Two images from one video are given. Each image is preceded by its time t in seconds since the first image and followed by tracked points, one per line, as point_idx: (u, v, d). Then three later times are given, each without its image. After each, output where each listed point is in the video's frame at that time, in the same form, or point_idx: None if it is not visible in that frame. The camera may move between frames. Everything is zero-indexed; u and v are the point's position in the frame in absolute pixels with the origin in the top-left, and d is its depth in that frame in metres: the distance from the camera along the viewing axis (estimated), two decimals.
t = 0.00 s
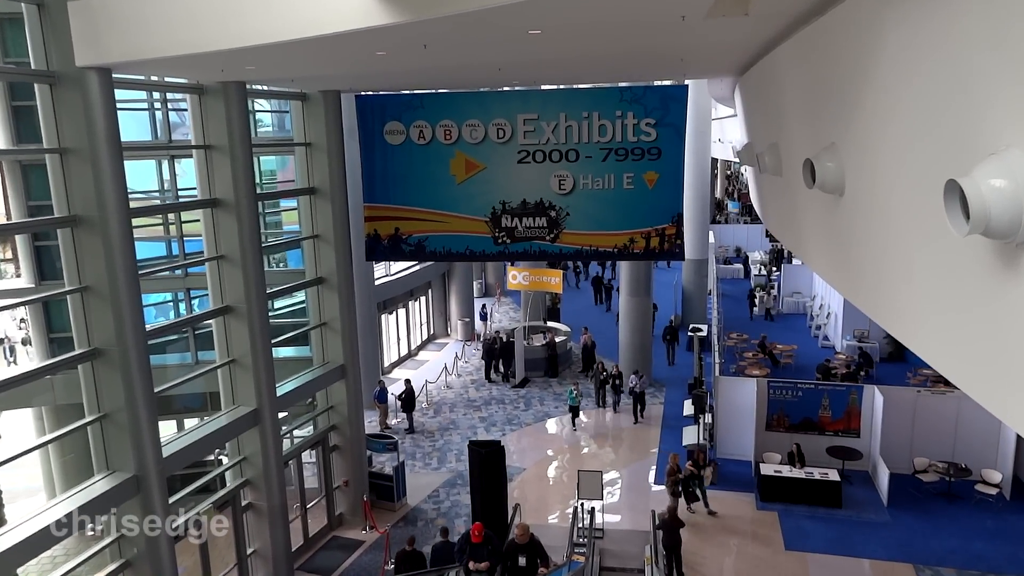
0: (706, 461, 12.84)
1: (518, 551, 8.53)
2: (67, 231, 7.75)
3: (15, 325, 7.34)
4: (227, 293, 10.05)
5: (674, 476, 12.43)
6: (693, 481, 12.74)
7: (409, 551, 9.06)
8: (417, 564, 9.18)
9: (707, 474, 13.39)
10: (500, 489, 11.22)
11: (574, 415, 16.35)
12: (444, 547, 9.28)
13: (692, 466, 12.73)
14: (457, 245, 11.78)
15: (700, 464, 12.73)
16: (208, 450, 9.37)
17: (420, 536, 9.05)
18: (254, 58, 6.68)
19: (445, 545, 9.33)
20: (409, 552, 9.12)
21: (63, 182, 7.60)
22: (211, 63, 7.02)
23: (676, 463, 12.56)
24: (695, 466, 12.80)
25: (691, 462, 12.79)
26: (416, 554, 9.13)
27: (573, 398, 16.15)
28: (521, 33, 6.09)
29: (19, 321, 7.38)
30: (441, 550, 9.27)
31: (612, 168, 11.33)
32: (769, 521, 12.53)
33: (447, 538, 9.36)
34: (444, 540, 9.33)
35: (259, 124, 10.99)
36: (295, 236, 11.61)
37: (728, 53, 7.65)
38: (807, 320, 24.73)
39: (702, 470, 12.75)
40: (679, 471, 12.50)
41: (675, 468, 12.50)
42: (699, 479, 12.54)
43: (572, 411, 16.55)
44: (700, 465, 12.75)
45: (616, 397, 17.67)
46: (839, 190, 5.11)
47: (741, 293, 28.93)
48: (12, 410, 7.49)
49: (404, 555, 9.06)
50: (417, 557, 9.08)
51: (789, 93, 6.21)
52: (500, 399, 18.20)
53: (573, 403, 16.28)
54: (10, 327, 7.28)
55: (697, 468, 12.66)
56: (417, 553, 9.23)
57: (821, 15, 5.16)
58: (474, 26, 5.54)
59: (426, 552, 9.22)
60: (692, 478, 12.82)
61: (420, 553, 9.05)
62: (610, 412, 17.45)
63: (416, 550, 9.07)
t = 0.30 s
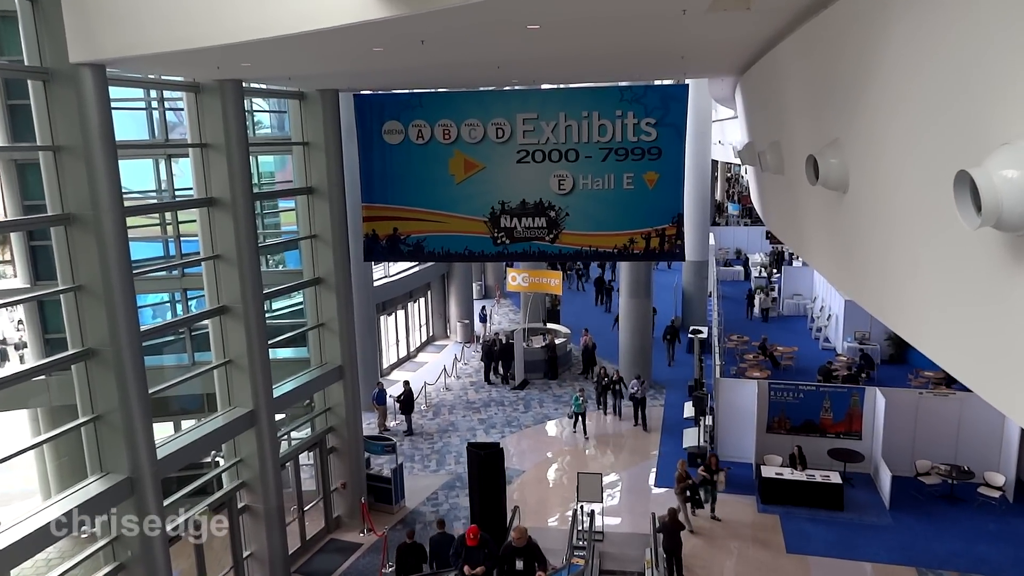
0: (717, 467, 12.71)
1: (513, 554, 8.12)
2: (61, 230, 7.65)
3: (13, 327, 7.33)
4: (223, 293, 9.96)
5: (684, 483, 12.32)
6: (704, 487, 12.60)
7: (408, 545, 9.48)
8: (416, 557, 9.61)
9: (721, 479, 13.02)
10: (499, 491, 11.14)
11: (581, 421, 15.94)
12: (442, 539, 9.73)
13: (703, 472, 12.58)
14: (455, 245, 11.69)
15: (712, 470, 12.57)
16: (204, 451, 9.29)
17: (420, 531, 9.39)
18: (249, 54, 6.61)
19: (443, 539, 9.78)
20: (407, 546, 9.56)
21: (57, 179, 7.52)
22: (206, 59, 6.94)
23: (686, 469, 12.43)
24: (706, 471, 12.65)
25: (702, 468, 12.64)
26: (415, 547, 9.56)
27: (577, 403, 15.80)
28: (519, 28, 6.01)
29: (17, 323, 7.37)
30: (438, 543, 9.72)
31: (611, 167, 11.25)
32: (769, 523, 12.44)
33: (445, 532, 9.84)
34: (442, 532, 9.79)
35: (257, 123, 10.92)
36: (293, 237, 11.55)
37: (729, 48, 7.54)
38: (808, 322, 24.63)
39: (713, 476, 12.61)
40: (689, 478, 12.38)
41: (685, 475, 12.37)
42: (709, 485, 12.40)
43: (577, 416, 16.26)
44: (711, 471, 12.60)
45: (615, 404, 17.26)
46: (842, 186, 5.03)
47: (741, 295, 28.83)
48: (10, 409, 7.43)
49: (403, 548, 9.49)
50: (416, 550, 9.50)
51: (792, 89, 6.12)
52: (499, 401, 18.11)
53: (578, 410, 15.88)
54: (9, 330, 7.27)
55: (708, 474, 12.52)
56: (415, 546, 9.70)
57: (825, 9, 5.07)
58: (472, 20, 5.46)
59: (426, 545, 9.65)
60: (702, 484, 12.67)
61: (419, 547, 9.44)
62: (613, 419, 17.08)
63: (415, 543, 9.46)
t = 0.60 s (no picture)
0: (726, 471, 12.44)
1: (509, 557, 7.95)
2: (52, 227, 7.56)
3: (9, 327, 7.34)
4: (218, 292, 9.87)
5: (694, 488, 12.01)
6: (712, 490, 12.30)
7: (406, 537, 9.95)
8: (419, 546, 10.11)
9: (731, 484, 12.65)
10: (497, 493, 11.04)
11: (584, 427, 15.56)
12: (443, 529, 10.14)
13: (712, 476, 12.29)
14: (453, 245, 11.61)
15: (720, 474, 12.31)
16: (198, 452, 9.19)
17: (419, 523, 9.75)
18: (243, 48, 6.53)
19: (444, 528, 10.17)
20: (406, 538, 10.05)
21: (48, 176, 7.42)
22: (200, 54, 6.87)
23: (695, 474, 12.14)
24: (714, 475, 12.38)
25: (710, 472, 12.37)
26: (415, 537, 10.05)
27: (583, 408, 15.42)
28: (516, 21, 5.93)
29: (12, 322, 7.37)
30: (438, 532, 10.16)
31: (610, 166, 11.17)
32: (769, 525, 12.36)
33: (442, 518, 10.02)
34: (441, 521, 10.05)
35: (253, 123, 10.84)
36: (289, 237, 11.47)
37: (729, 44, 7.46)
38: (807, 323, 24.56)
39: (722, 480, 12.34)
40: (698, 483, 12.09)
41: (693, 480, 12.09)
42: (718, 489, 12.12)
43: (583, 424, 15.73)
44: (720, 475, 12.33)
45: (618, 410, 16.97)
46: (845, 182, 4.94)
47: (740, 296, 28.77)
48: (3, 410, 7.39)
49: (402, 540, 10.00)
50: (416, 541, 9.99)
51: (793, 84, 6.04)
52: (498, 402, 18.00)
53: (584, 415, 15.48)
54: (5, 330, 7.29)
55: (717, 478, 12.25)
56: (415, 535, 10.17)
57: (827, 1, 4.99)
58: (468, 13, 5.38)
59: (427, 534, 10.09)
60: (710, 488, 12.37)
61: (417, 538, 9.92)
62: (612, 424, 16.77)
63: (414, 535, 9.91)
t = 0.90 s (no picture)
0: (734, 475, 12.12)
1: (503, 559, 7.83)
2: (42, 224, 7.46)
3: None
4: (211, 291, 9.76)
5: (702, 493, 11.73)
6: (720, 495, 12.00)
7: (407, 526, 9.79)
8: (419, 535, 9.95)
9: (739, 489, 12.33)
10: (493, 494, 10.94)
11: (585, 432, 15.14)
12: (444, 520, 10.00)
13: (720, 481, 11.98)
14: (449, 243, 11.52)
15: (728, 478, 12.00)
16: (190, 451, 9.09)
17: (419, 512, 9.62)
18: (235, 41, 6.44)
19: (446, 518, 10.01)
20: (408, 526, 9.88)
21: (37, 170, 7.31)
22: (191, 47, 6.78)
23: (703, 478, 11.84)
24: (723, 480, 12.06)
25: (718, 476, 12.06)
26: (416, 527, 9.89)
27: (586, 414, 14.94)
28: (512, 14, 5.85)
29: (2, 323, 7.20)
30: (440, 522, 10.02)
31: (608, 164, 11.09)
32: (767, 525, 12.28)
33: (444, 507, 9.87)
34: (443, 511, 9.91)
35: (248, 121, 10.73)
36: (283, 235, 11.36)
37: (728, 39, 7.38)
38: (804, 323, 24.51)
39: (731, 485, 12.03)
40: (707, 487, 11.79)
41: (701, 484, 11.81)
42: (726, 494, 11.82)
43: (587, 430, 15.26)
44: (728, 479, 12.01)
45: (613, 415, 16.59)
46: (846, 177, 4.85)
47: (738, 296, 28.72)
48: None
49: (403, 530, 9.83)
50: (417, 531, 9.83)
51: (792, 79, 5.98)
52: (494, 402, 17.91)
53: (586, 421, 15.02)
54: None
55: (725, 483, 11.93)
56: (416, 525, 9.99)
57: None
58: (462, 5, 5.30)
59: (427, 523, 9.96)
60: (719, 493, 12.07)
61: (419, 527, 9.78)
62: (609, 428, 16.46)
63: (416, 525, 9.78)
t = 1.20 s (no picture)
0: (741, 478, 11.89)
1: (495, 561, 7.69)
2: (29, 221, 7.36)
3: None
4: (202, 290, 9.66)
5: (710, 494, 11.45)
6: (726, 498, 11.73)
7: (406, 516, 9.76)
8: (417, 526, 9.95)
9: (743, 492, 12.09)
10: (488, 494, 10.85)
11: (589, 436, 14.89)
12: (440, 512, 10.02)
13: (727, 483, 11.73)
14: (444, 242, 11.42)
15: (735, 481, 11.76)
16: (181, 451, 8.98)
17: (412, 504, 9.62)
18: (225, 34, 6.35)
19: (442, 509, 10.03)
20: (407, 516, 9.85)
21: (25, 166, 7.21)
22: (181, 41, 6.69)
23: (713, 480, 11.57)
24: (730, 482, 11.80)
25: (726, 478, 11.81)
26: (414, 517, 9.85)
27: (587, 418, 14.66)
28: (505, 7, 5.77)
29: None
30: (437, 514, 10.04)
31: (604, 162, 11.01)
32: (764, 526, 12.21)
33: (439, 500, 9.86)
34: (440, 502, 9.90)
35: (241, 119, 10.62)
36: (277, 234, 11.22)
37: (724, 34, 7.32)
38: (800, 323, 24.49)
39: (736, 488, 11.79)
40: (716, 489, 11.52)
41: (710, 486, 11.54)
42: (734, 497, 11.58)
43: (588, 432, 15.16)
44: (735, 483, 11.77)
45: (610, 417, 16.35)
46: (845, 171, 4.79)
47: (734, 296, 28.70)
48: None
49: (403, 520, 9.81)
50: (416, 520, 9.83)
51: (791, 73, 5.91)
52: (490, 402, 17.81)
53: (588, 424, 14.75)
54: None
55: (732, 485, 11.69)
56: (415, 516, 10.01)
57: None
58: None
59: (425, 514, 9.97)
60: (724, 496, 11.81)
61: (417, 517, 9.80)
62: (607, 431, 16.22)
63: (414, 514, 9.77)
